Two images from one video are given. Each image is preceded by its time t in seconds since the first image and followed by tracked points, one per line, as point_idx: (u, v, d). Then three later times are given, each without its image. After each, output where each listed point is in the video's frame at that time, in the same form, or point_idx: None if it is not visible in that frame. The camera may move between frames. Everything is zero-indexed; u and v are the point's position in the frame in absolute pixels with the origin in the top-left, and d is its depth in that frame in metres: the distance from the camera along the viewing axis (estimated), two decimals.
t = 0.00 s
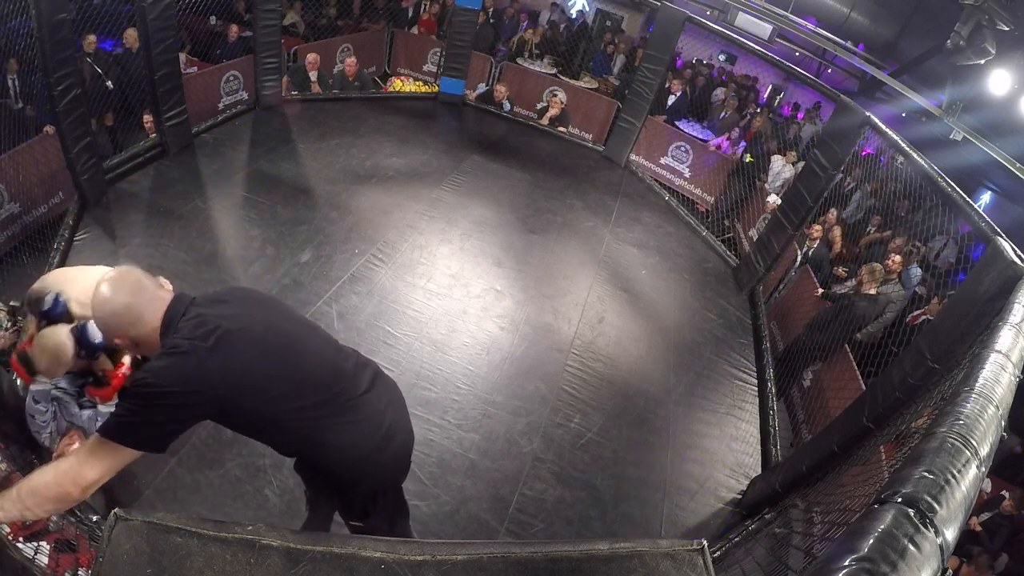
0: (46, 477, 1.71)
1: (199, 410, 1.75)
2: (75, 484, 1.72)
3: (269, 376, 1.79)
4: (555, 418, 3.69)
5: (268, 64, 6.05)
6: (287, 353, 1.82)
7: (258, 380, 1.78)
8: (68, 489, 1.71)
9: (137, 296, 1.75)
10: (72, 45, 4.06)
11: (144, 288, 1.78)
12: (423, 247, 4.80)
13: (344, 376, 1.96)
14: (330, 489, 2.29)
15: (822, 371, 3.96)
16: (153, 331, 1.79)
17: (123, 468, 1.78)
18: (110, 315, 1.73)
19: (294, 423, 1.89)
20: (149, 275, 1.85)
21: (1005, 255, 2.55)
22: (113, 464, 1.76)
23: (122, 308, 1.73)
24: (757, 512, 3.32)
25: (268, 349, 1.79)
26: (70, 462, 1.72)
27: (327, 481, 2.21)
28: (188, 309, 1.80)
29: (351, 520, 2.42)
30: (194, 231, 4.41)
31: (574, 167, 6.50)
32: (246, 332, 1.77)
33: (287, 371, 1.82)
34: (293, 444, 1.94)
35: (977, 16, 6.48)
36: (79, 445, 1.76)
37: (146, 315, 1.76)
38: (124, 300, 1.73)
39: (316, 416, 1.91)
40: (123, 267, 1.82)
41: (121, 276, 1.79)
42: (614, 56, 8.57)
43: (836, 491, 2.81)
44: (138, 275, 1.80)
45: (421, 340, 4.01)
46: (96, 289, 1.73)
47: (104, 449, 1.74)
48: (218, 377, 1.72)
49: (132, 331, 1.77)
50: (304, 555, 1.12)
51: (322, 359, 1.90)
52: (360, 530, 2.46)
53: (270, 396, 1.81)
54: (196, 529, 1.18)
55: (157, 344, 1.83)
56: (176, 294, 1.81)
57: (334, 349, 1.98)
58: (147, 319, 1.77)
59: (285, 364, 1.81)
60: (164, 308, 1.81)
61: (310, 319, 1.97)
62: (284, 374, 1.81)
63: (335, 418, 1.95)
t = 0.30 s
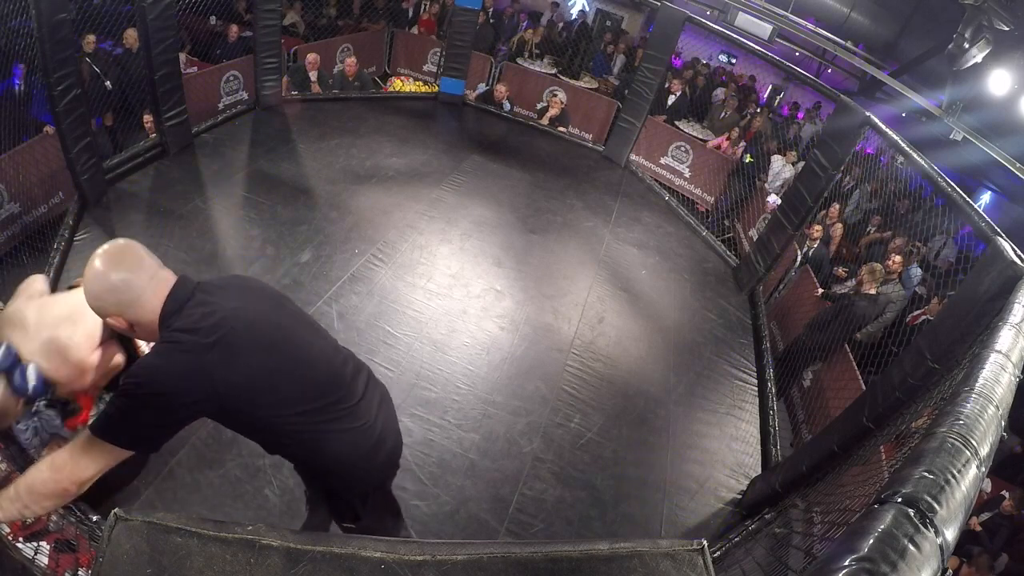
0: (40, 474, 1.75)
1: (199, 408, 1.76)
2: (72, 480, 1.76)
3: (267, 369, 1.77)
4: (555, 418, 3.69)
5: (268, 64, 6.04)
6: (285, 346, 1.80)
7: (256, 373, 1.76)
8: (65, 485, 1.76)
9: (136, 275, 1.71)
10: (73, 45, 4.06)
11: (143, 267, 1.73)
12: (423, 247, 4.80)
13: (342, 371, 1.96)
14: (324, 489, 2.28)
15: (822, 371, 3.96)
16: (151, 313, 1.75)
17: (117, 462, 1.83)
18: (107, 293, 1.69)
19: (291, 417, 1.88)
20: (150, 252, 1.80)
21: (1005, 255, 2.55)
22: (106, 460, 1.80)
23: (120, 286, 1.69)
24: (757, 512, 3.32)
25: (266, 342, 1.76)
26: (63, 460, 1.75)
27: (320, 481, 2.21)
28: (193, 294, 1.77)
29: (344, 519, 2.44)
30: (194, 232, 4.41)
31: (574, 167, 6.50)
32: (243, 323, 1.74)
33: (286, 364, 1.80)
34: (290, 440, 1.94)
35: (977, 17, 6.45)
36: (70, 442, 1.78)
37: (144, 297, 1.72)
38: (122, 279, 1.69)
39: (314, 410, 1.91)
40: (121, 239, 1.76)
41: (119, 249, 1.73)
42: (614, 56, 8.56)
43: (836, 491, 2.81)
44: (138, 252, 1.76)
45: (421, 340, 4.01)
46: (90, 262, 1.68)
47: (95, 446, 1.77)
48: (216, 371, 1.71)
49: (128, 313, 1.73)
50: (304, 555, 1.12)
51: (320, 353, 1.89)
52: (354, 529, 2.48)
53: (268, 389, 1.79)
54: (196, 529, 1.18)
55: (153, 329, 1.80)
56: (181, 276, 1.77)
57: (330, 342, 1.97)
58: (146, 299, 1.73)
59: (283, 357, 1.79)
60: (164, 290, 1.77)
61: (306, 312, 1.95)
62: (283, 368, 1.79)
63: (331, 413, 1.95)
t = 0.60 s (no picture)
0: (37, 478, 1.76)
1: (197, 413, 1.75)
2: (70, 484, 1.78)
3: (268, 372, 1.77)
4: (555, 418, 3.69)
5: (268, 64, 6.05)
6: (286, 349, 1.80)
7: (258, 378, 1.75)
8: (63, 488, 1.78)
9: (127, 276, 1.69)
10: (73, 45, 4.06)
11: (132, 267, 1.71)
12: (423, 247, 4.80)
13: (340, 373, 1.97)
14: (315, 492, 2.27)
15: (822, 371, 3.96)
16: (148, 315, 1.73)
17: (113, 468, 1.84)
18: (97, 297, 1.67)
19: (291, 422, 1.88)
20: (142, 252, 1.78)
21: (1004, 255, 2.55)
22: (102, 466, 1.81)
23: (109, 289, 1.67)
24: (757, 512, 3.32)
25: (267, 347, 1.76)
26: (59, 465, 1.76)
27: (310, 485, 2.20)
28: (195, 295, 1.73)
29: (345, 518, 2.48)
30: (193, 232, 4.41)
31: (574, 167, 6.50)
32: (245, 326, 1.73)
33: (286, 367, 1.79)
34: (289, 444, 1.93)
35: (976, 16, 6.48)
36: (66, 445, 1.79)
37: (138, 298, 1.70)
38: (111, 281, 1.67)
39: (315, 413, 1.91)
40: (111, 238, 1.73)
41: (109, 250, 1.71)
42: (614, 56, 8.56)
43: (835, 491, 2.81)
44: (128, 251, 1.74)
45: (422, 340, 4.01)
46: (76, 264, 1.68)
47: (91, 453, 1.77)
48: (219, 379, 1.71)
49: (122, 316, 1.71)
50: (304, 555, 1.12)
51: (320, 356, 1.89)
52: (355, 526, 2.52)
53: (268, 392, 1.79)
54: (196, 529, 1.18)
55: (148, 331, 1.78)
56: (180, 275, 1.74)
57: (329, 345, 1.98)
58: (141, 300, 1.71)
59: (283, 359, 1.79)
60: (160, 291, 1.75)
61: (307, 312, 1.94)
62: (283, 371, 1.79)
63: (331, 417, 1.97)
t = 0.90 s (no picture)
0: (38, 485, 1.75)
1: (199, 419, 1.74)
2: (72, 492, 1.78)
3: (269, 376, 1.76)
4: (555, 418, 3.69)
5: (268, 64, 6.05)
6: (286, 353, 1.79)
7: (259, 384, 1.75)
8: (65, 495, 1.78)
9: (123, 292, 1.68)
10: (73, 45, 4.06)
11: (127, 284, 1.69)
12: (423, 247, 4.79)
13: (341, 376, 1.97)
14: (314, 493, 2.27)
15: (822, 371, 3.96)
16: (150, 331, 1.72)
17: (115, 476, 1.84)
18: (95, 319, 1.65)
19: (293, 427, 1.88)
20: (134, 266, 1.76)
21: (1004, 255, 2.55)
22: (105, 474, 1.81)
23: (108, 310, 1.65)
24: (757, 512, 3.32)
25: (268, 352, 1.76)
26: (61, 473, 1.76)
27: (309, 487, 2.19)
28: (196, 303, 1.74)
29: (347, 518, 2.49)
30: (193, 232, 4.41)
31: (574, 167, 6.50)
32: (244, 330, 1.73)
33: (286, 371, 1.79)
34: (291, 448, 1.93)
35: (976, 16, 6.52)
36: (68, 452, 1.79)
37: (137, 314, 1.69)
38: (107, 299, 1.65)
39: (317, 416, 1.91)
40: (103, 256, 1.72)
41: (100, 268, 1.70)
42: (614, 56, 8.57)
43: (835, 491, 2.81)
44: (119, 267, 1.72)
45: (421, 340, 4.01)
46: (70, 282, 1.66)
47: (96, 463, 1.77)
48: (222, 387, 1.71)
49: (122, 335, 1.70)
50: (304, 555, 1.12)
51: (320, 359, 1.89)
52: (357, 527, 2.52)
53: (269, 396, 1.78)
54: (196, 529, 1.18)
55: (150, 346, 1.76)
56: (179, 284, 1.74)
57: (330, 348, 1.97)
58: (142, 317, 1.70)
59: (283, 364, 1.79)
60: (160, 304, 1.75)
61: (308, 316, 1.94)
62: (283, 375, 1.79)
63: (333, 421, 1.96)
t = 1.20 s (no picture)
0: (39, 483, 1.75)
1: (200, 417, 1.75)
2: (72, 490, 1.78)
3: (269, 375, 1.76)
4: (555, 418, 3.69)
5: (268, 64, 6.04)
6: (286, 352, 1.79)
7: (259, 382, 1.75)
8: (66, 493, 1.78)
9: (122, 294, 1.68)
10: (73, 45, 4.06)
11: (126, 287, 1.69)
12: (423, 247, 4.80)
13: (341, 374, 1.97)
14: (314, 492, 2.27)
15: (822, 371, 3.96)
16: (149, 332, 1.72)
17: (115, 473, 1.84)
18: (94, 322, 1.65)
19: (292, 425, 1.88)
20: (131, 269, 1.76)
21: (1005, 255, 2.55)
22: (104, 472, 1.82)
23: (108, 312, 1.65)
24: (757, 512, 3.32)
25: (268, 350, 1.76)
26: (61, 471, 1.76)
27: (309, 485, 2.20)
28: (194, 302, 1.74)
29: (347, 517, 2.49)
30: (193, 232, 4.41)
31: (574, 167, 6.50)
32: (244, 329, 1.73)
33: (286, 370, 1.79)
34: (291, 446, 1.93)
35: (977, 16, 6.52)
36: (69, 449, 1.79)
37: (137, 316, 1.69)
38: (106, 301, 1.65)
39: (317, 415, 1.91)
40: (100, 260, 1.71)
41: (98, 272, 1.69)
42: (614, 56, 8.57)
43: (835, 491, 2.81)
44: (117, 269, 1.71)
45: (421, 340, 4.01)
46: (69, 287, 1.65)
47: (96, 461, 1.77)
48: (222, 384, 1.71)
49: (122, 336, 1.70)
50: (304, 555, 1.12)
51: (320, 358, 1.89)
52: (357, 526, 2.52)
53: (269, 395, 1.78)
54: (196, 529, 1.18)
55: (150, 347, 1.77)
56: (177, 283, 1.74)
57: (329, 346, 1.98)
58: (142, 318, 1.70)
59: (283, 363, 1.79)
60: (159, 305, 1.75)
61: (308, 315, 1.95)
62: (283, 373, 1.79)
63: (333, 419, 1.97)
